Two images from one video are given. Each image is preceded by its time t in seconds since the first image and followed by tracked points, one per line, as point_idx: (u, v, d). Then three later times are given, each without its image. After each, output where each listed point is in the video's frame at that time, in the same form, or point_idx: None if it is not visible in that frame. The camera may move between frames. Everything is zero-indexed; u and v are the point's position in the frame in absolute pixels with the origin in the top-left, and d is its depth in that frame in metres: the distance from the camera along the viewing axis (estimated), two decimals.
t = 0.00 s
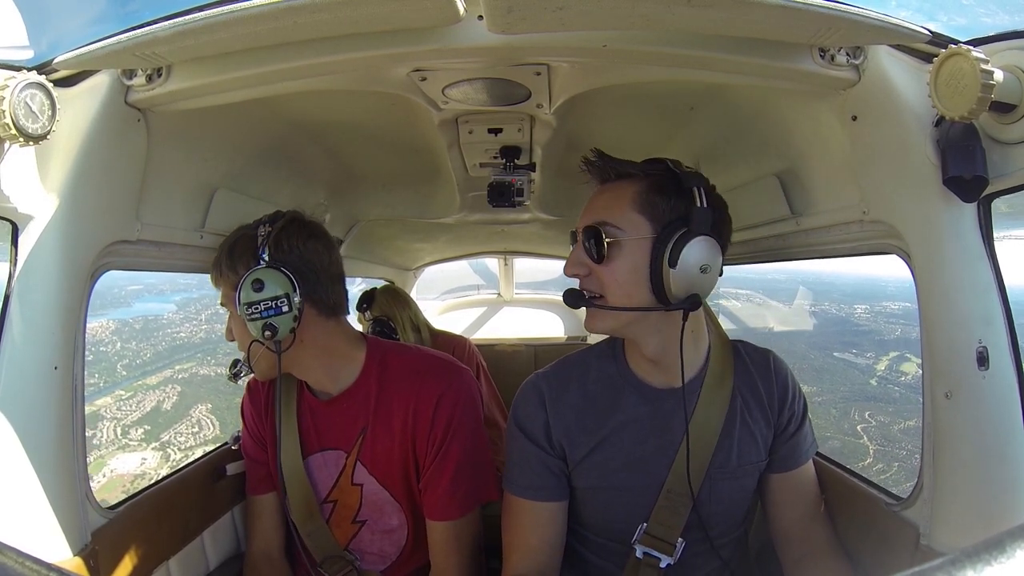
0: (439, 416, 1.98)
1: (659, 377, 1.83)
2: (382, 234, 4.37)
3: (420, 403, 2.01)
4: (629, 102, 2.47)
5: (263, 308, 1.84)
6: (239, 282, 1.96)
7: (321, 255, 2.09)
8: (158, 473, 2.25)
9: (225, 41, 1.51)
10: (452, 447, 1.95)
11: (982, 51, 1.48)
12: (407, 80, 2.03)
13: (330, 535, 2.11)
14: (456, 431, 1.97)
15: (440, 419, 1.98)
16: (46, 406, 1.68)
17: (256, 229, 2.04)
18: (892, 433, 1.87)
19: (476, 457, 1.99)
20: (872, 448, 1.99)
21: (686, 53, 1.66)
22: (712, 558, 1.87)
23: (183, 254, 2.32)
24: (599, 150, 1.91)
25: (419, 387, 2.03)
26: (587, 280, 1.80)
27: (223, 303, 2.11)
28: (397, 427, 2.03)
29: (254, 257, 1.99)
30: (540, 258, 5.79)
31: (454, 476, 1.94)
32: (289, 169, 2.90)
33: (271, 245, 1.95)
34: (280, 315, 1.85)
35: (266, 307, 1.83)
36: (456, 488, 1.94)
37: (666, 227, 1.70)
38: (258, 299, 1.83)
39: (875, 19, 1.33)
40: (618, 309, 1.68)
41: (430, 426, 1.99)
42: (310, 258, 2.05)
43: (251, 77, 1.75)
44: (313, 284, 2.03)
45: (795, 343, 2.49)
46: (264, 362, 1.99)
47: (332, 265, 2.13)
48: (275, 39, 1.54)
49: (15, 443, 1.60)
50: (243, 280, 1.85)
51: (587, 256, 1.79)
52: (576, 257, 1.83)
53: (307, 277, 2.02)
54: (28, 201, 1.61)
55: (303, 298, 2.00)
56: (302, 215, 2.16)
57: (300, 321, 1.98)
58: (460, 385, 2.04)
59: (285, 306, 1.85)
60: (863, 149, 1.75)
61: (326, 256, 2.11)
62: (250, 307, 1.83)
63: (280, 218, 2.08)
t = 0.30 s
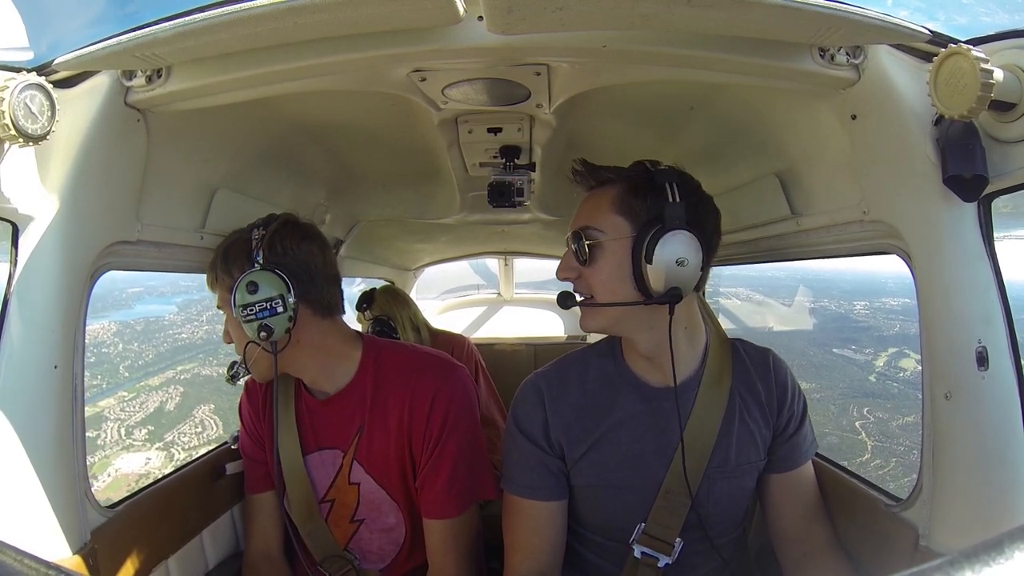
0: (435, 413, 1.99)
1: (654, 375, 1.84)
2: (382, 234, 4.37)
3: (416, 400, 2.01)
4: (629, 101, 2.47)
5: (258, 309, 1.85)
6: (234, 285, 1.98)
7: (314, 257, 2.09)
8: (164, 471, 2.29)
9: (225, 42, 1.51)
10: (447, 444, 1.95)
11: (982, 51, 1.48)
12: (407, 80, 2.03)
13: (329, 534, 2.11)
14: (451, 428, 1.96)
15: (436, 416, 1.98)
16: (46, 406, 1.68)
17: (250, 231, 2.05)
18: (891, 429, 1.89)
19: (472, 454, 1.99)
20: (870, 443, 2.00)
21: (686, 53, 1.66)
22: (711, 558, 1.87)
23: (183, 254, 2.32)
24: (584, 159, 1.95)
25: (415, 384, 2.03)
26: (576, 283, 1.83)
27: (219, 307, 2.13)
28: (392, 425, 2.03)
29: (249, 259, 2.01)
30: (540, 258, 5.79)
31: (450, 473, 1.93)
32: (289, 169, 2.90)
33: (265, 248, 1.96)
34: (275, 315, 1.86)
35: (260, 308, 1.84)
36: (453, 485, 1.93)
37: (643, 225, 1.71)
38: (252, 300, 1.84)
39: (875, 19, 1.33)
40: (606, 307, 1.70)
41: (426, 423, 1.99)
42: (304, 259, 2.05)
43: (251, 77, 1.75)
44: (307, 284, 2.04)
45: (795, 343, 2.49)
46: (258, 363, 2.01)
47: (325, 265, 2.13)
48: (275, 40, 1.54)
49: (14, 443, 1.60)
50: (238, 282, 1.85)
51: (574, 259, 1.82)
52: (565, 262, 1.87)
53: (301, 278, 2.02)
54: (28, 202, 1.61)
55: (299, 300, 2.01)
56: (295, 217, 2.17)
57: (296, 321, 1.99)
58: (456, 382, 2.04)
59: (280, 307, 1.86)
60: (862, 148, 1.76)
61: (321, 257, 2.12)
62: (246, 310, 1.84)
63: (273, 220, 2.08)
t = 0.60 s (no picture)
0: (432, 412, 1.98)
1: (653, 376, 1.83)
2: (382, 234, 4.37)
3: (414, 399, 2.01)
4: (629, 101, 2.47)
5: (253, 312, 1.86)
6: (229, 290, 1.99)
7: (308, 257, 2.09)
8: (168, 471, 2.32)
9: (225, 42, 1.51)
10: (445, 444, 1.95)
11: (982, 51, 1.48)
12: (407, 81, 2.03)
13: (329, 535, 2.11)
14: (448, 427, 1.96)
15: (434, 415, 1.98)
16: (46, 406, 1.68)
17: (242, 236, 2.04)
18: (888, 423, 1.89)
19: (469, 453, 1.98)
20: (868, 438, 2.00)
21: (686, 53, 1.66)
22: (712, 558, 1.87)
23: (183, 254, 2.32)
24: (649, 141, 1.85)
25: (412, 384, 2.03)
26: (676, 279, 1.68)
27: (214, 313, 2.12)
28: (390, 425, 2.02)
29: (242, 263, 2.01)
30: (540, 258, 5.79)
31: (448, 472, 1.93)
32: (289, 169, 2.90)
33: (257, 253, 1.96)
34: (272, 317, 1.87)
35: (256, 312, 1.85)
36: (451, 485, 1.93)
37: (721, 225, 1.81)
38: (247, 304, 1.85)
39: (875, 19, 1.33)
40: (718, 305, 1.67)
41: (423, 422, 1.99)
42: (297, 260, 2.05)
43: (252, 78, 1.75)
44: (302, 285, 2.04)
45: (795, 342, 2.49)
46: (258, 366, 2.01)
47: (319, 264, 2.13)
48: (275, 40, 1.54)
49: (15, 443, 1.60)
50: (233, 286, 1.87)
51: (678, 252, 1.68)
52: (660, 249, 1.68)
53: (295, 278, 2.02)
54: (28, 202, 1.61)
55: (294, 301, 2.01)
56: (289, 219, 2.16)
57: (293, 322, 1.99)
58: (453, 381, 2.04)
59: (275, 309, 1.87)
60: (863, 148, 1.75)
61: (314, 257, 2.12)
62: (241, 313, 1.85)
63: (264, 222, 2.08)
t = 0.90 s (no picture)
0: (432, 411, 1.98)
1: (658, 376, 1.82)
2: (382, 234, 4.37)
3: (413, 398, 2.01)
4: (629, 102, 2.47)
5: (253, 311, 1.86)
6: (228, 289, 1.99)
7: (306, 256, 2.08)
8: (171, 471, 2.33)
9: (225, 42, 1.51)
10: (444, 444, 1.95)
11: (982, 51, 1.48)
12: (407, 80, 2.03)
13: (330, 535, 2.11)
14: (449, 426, 1.96)
15: (433, 415, 1.98)
16: (45, 407, 1.68)
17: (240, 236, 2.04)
18: (885, 421, 1.90)
19: (469, 452, 1.98)
20: (865, 435, 2.02)
21: (686, 53, 1.66)
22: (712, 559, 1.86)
23: (182, 254, 2.31)
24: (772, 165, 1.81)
25: (412, 383, 2.03)
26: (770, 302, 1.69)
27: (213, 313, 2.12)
28: (390, 424, 2.03)
29: (240, 263, 2.00)
30: (539, 258, 5.80)
31: (448, 471, 1.93)
32: (289, 169, 2.90)
33: (255, 252, 1.96)
34: (271, 316, 1.86)
35: (256, 310, 1.85)
36: (451, 485, 1.93)
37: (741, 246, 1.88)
38: (247, 302, 1.85)
39: (875, 19, 1.33)
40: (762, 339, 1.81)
41: (423, 422, 1.99)
42: (295, 259, 2.04)
43: (252, 77, 1.75)
44: (300, 285, 2.03)
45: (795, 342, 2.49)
46: (259, 366, 2.00)
47: (317, 263, 2.12)
48: (275, 40, 1.54)
49: (14, 443, 1.60)
50: (231, 285, 1.87)
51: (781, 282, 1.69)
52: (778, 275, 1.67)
53: (294, 278, 2.02)
54: (28, 201, 1.61)
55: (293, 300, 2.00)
56: (286, 219, 2.15)
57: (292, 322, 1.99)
58: (452, 379, 2.04)
59: (274, 308, 1.87)
60: (863, 148, 1.75)
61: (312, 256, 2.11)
62: (240, 312, 1.85)
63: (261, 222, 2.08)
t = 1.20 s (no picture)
0: (432, 411, 1.98)
1: (669, 380, 1.78)
2: (382, 234, 4.37)
3: (413, 397, 2.01)
4: (629, 102, 2.47)
5: (250, 312, 1.83)
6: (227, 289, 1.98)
7: (305, 257, 2.06)
8: (173, 471, 2.34)
9: (224, 42, 1.51)
10: (444, 443, 1.95)
11: (982, 51, 1.48)
12: (407, 80, 2.03)
13: (330, 535, 2.11)
14: (449, 426, 1.96)
15: (433, 414, 1.98)
16: (45, 407, 1.68)
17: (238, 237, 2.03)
18: (882, 419, 1.92)
19: (469, 452, 1.98)
20: (862, 433, 2.04)
21: (685, 53, 1.66)
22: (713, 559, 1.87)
23: (182, 254, 2.31)
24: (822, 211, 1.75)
25: (412, 382, 2.03)
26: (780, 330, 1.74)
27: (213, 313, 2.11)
28: (390, 424, 2.03)
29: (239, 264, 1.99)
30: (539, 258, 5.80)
31: (449, 472, 1.93)
32: (289, 168, 2.90)
33: (254, 253, 1.94)
34: (269, 317, 1.85)
35: (252, 312, 1.83)
36: (451, 485, 1.93)
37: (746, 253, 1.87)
38: (244, 304, 1.83)
39: (875, 19, 1.33)
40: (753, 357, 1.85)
41: (422, 421, 1.99)
42: (294, 261, 2.02)
43: (251, 77, 1.75)
44: (299, 286, 2.01)
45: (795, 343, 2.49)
46: (258, 366, 2.00)
47: (316, 263, 2.10)
48: (275, 39, 1.54)
49: (14, 443, 1.60)
50: (229, 286, 1.85)
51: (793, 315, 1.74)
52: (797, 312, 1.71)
53: (292, 279, 2.00)
54: (28, 201, 1.61)
55: (291, 300, 1.98)
56: (286, 219, 2.14)
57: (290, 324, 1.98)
58: (452, 378, 2.05)
59: (272, 309, 1.85)
60: (863, 149, 1.75)
61: (311, 257, 2.09)
62: (238, 313, 1.83)
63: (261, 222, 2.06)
